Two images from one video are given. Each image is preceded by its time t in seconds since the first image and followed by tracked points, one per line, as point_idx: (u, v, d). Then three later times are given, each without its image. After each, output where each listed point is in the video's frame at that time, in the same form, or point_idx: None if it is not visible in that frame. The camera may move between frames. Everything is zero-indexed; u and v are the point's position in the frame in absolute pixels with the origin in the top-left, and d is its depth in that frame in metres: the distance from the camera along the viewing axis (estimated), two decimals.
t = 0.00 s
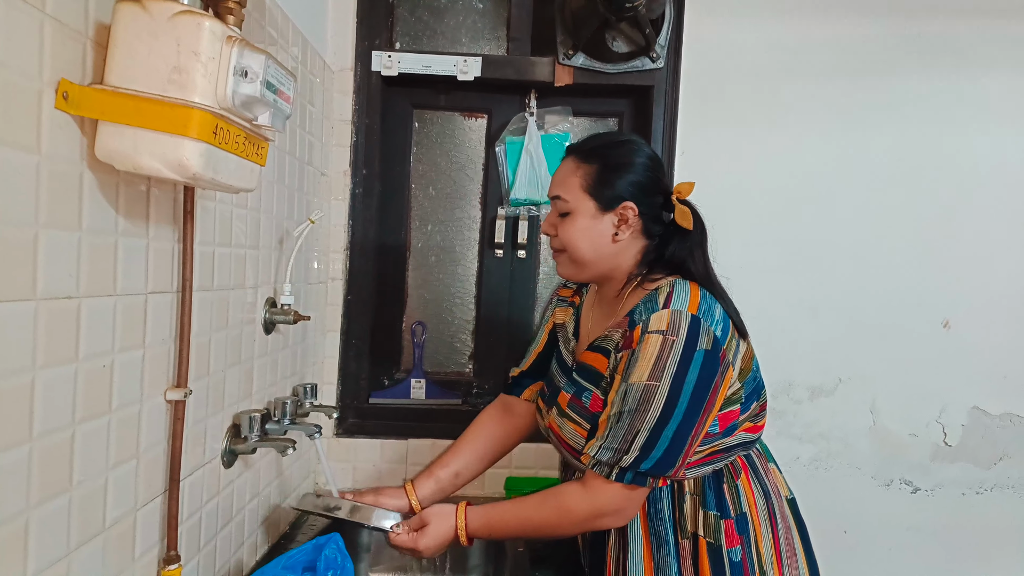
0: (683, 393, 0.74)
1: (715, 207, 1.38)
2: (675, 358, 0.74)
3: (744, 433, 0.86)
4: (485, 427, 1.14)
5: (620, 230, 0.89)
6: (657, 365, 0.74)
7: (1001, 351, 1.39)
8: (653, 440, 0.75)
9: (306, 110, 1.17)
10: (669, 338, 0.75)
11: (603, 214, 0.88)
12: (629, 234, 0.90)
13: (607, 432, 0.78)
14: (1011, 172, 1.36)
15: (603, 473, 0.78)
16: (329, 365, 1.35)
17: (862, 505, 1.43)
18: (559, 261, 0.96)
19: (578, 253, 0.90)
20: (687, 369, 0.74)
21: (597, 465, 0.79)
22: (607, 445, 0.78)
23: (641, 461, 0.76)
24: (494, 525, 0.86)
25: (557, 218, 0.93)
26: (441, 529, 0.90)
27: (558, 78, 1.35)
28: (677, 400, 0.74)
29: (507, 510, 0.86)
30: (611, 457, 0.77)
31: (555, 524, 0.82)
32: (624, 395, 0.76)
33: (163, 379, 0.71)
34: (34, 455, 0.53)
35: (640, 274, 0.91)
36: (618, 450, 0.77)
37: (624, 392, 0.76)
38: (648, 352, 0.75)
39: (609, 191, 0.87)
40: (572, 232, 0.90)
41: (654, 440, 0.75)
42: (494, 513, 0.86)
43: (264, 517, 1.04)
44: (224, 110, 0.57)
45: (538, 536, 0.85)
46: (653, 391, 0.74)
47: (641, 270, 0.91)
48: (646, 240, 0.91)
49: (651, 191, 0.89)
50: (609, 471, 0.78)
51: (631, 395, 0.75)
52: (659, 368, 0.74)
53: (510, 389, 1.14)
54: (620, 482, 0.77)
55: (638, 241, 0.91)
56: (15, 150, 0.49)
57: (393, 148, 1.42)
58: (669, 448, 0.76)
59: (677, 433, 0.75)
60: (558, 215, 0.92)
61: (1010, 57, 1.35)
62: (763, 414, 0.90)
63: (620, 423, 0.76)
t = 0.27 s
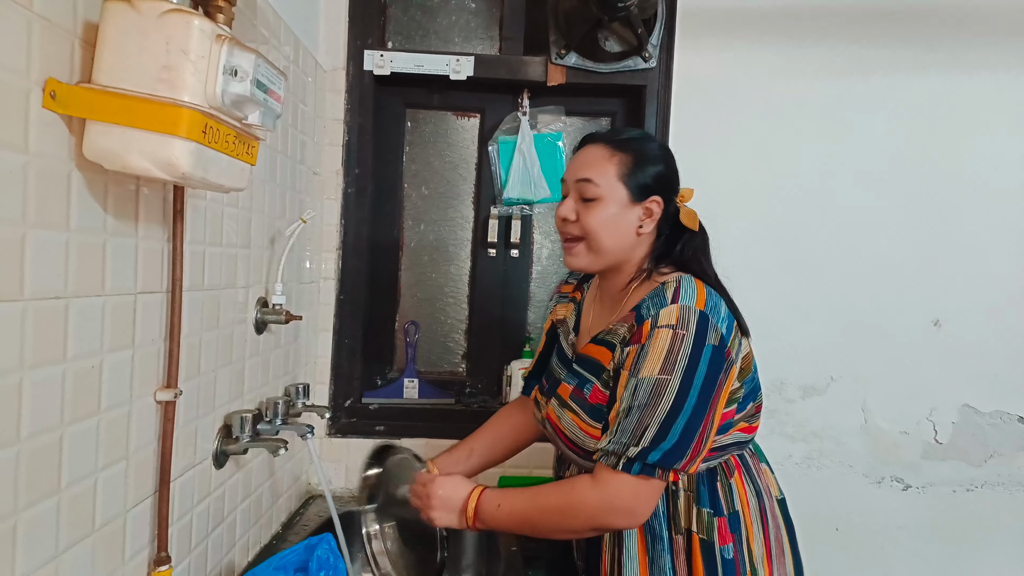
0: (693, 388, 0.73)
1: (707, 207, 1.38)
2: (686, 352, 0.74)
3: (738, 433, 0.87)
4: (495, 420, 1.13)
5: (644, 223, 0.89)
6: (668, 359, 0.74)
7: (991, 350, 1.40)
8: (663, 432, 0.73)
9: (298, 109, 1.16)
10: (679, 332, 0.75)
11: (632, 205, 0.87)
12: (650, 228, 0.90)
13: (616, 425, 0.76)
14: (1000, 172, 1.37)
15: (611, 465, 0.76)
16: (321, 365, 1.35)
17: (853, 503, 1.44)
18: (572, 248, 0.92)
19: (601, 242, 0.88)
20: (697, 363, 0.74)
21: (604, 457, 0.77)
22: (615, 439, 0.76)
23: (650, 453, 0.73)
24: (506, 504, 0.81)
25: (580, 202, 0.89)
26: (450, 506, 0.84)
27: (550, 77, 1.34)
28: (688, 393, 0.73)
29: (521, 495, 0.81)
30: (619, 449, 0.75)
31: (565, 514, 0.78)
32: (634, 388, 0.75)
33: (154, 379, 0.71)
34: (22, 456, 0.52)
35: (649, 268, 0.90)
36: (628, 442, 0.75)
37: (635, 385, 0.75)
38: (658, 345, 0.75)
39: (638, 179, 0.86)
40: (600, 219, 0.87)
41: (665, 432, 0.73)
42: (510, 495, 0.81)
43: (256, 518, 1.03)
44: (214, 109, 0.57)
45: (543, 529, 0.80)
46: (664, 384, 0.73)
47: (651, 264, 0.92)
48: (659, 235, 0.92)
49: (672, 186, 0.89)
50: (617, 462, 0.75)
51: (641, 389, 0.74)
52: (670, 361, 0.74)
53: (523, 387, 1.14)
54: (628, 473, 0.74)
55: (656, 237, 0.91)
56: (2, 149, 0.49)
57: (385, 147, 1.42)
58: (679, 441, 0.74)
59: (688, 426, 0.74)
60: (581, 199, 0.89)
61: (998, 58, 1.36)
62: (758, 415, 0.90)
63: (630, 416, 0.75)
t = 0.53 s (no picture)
0: (682, 375, 0.73)
1: (700, 206, 1.38)
2: (679, 340, 0.73)
3: (731, 429, 0.86)
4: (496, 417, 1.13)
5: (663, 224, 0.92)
6: (661, 345, 0.73)
7: (981, 349, 1.41)
8: (648, 414, 0.72)
9: (289, 106, 1.15)
10: (673, 322, 0.74)
11: (661, 204, 0.89)
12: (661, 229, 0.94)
13: (604, 406, 0.75)
14: (991, 172, 1.38)
15: (593, 443, 0.75)
16: (313, 364, 1.34)
17: (846, 502, 1.45)
18: (596, 235, 0.88)
19: (633, 234, 0.87)
20: (689, 353, 0.73)
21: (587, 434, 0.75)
22: (602, 417, 0.75)
23: (633, 432, 0.72)
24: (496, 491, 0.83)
25: (616, 191, 0.87)
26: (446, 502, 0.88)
27: (543, 75, 1.34)
28: (676, 378, 0.73)
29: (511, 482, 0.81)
30: (603, 426, 0.74)
31: (547, 495, 0.77)
32: (626, 370, 0.74)
33: (141, 379, 0.70)
34: (5, 456, 0.51)
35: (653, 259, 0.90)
36: (611, 420, 0.73)
37: (626, 368, 0.74)
38: (652, 333, 0.74)
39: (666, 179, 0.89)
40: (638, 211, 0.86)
41: (651, 413, 0.72)
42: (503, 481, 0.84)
43: (246, 518, 1.02)
44: (201, 104, 0.56)
45: (529, 515, 0.79)
46: (654, 369, 0.72)
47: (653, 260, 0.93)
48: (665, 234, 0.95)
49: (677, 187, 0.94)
50: (599, 439, 0.74)
51: (631, 372, 0.73)
52: (662, 348, 0.73)
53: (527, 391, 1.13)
54: (608, 450, 0.73)
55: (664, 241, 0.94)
56: None
57: (378, 145, 1.41)
58: (664, 422, 0.73)
59: (674, 410, 0.73)
60: (619, 187, 0.86)
61: (989, 58, 1.36)
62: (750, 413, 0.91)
63: (618, 397, 0.74)
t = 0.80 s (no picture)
0: (657, 368, 0.73)
1: (694, 205, 1.39)
2: (655, 332, 0.74)
3: (714, 423, 0.86)
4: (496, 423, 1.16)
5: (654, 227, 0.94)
6: (637, 338, 0.74)
7: (974, 347, 1.42)
8: (621, 405, 0.73)
9: (283, 106, 1.15)
10: (651, 316, 0.75)
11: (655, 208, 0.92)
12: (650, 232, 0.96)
13: (580, 397, 0.77)
14: (983, 171, 1.39)
15: (566, 434, 0.76)
16: (307, 364, 1.34)
17: (840, 500, 1.45)
18: (594, 235, 0.88)
19: (632, 236, 0.88)
20: (664, 346, 0.74)
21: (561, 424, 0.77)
22: (576, 408, 0.76)
23: (604, 422, 0.73)
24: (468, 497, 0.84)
25: (614, 193, 0.88)
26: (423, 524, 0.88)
27: (538, 75, 1.34)
28: (651, 369, 0.73)
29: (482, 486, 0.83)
30: (576, 416, 0.75)
31: (518, 491, 0.78)
32: (601, 363, 0.75)
33: (133, 380, 0.70)
34: None
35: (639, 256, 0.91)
36: (584, 410, 0.75)
37: (603, 360, 0.75)
38: (629, 326, 0.75)
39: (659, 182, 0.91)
40: (637, 215, 0.88)
41: (624, 404, 0.73)
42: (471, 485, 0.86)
43: (240, 519, 1.02)
44: (193, 104, 0.56)
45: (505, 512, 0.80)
46: (629, 361, 0.73)
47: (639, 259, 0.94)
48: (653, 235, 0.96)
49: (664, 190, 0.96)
50: (572, 429, 0.75)
51: (607, 363, 0.74)
52: (639, 341, 0.74)
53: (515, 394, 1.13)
54: (580, 440, 0.74)
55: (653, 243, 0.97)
56: None
57: (372, 145, 1.41)
58: (637, 414, 0.73)
59: (647, 402, 0.73)
60: (618, 190, 0.87)
61: (981, 57, 1.37)
62: (734, 408, 0.90)
63: (593, 388, 0.75)
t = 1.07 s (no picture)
0: (606, 372, 0.73)
1: (692, 206, 1.39)
2: (607, 338, 0.74)
3: (693, 424, 0.86)
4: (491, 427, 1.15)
5: (627, 228, 0.92)
6: (588, 344, 0.74)
7: (972, 348, 1.42)
8: (562, 405, 0.74)
9: (281, 106, 1.15)
10: (607, 322, 0.75)
11: (625, 210, 0.89)
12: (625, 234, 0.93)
13: (529, 393, 0.78)
14: (980, 171, 1.39)
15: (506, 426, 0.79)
16: (306, 365, 1.33)
17: (839, 501, 1.45)
18: (560, 246, 0.88)
19: (599, 244, 0.87)
20: (616, 352, 0.74)
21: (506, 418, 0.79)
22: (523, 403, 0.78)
23: (543, 419, 0.75)
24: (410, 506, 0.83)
25: (577, 202, 0.86)
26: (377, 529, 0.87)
27: (537, 75, 1.34)
28: (599, 374, 0.73)
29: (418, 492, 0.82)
30: (520, 411, 0.77)
31: (459, 489, 0.78)
32: (553, 364, 0.76)
33: (131, 381, 0.70)
34: None
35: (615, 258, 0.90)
36: (527, 406, 0.77)
37: (554, 362, 0.76)
38: (584, 332, 0.75)
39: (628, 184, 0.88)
40: (602, 222, 0.86)
41: (565, 405, 0.74)
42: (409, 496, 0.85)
43: (238, 521, 1.02)
44: (191, 105, 0.56)
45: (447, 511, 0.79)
46: (577, 365, 0.74)
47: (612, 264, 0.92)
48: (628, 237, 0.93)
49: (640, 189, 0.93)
50: (513, 422, 0.78)
51: (557, 365, 0.75)
52: (590, 346, 0.74)
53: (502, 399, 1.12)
54: (517, 434, 0.76)
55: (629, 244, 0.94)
56: None
57: (371, 146, 1.41)
58: (578, 414, 0.74)
59: (590, 405, 0.74)
60: (580, 198, 0.86)
61: (979, 58, 1.38)
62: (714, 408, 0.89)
63: (540, 387, 0.76)
